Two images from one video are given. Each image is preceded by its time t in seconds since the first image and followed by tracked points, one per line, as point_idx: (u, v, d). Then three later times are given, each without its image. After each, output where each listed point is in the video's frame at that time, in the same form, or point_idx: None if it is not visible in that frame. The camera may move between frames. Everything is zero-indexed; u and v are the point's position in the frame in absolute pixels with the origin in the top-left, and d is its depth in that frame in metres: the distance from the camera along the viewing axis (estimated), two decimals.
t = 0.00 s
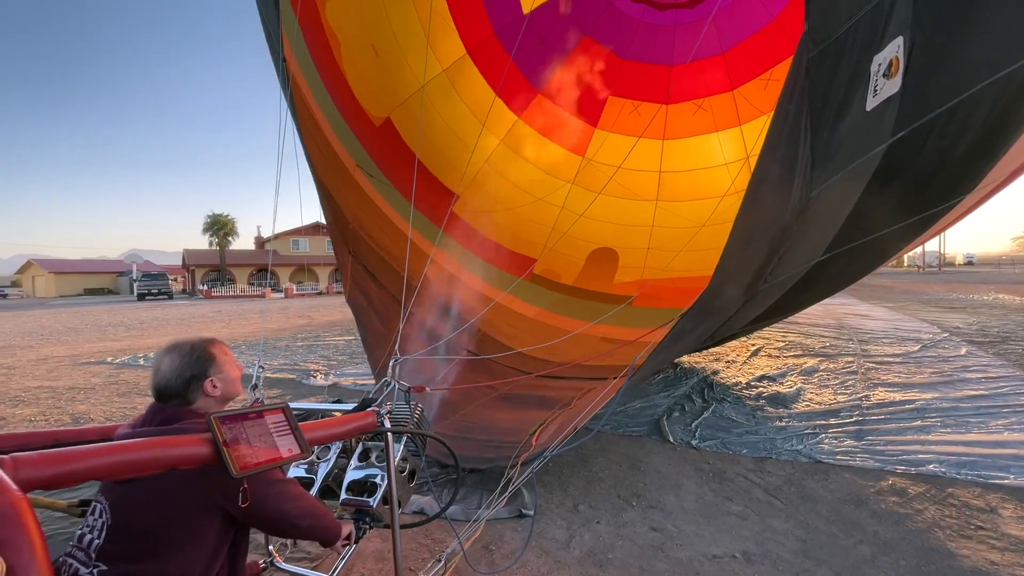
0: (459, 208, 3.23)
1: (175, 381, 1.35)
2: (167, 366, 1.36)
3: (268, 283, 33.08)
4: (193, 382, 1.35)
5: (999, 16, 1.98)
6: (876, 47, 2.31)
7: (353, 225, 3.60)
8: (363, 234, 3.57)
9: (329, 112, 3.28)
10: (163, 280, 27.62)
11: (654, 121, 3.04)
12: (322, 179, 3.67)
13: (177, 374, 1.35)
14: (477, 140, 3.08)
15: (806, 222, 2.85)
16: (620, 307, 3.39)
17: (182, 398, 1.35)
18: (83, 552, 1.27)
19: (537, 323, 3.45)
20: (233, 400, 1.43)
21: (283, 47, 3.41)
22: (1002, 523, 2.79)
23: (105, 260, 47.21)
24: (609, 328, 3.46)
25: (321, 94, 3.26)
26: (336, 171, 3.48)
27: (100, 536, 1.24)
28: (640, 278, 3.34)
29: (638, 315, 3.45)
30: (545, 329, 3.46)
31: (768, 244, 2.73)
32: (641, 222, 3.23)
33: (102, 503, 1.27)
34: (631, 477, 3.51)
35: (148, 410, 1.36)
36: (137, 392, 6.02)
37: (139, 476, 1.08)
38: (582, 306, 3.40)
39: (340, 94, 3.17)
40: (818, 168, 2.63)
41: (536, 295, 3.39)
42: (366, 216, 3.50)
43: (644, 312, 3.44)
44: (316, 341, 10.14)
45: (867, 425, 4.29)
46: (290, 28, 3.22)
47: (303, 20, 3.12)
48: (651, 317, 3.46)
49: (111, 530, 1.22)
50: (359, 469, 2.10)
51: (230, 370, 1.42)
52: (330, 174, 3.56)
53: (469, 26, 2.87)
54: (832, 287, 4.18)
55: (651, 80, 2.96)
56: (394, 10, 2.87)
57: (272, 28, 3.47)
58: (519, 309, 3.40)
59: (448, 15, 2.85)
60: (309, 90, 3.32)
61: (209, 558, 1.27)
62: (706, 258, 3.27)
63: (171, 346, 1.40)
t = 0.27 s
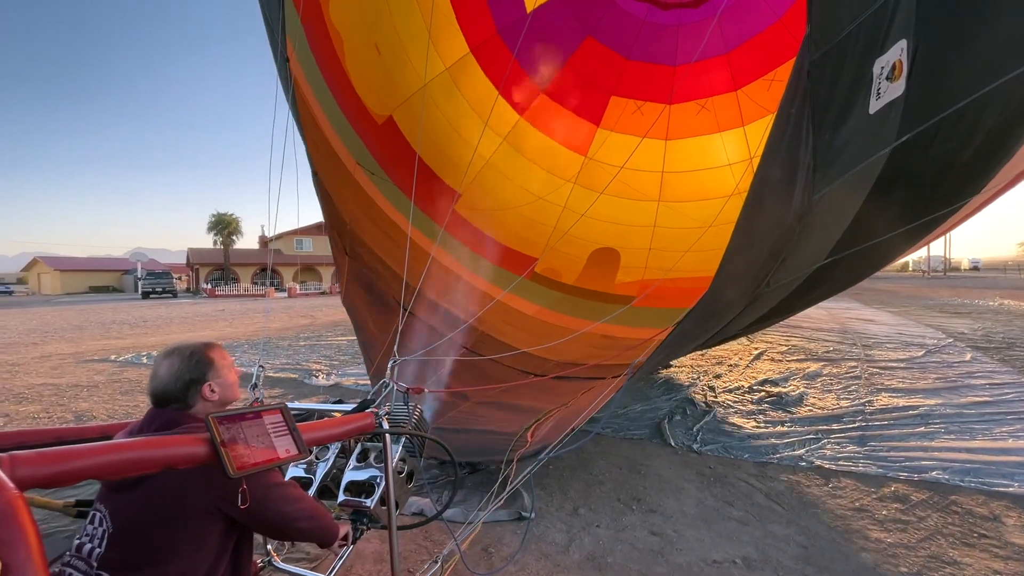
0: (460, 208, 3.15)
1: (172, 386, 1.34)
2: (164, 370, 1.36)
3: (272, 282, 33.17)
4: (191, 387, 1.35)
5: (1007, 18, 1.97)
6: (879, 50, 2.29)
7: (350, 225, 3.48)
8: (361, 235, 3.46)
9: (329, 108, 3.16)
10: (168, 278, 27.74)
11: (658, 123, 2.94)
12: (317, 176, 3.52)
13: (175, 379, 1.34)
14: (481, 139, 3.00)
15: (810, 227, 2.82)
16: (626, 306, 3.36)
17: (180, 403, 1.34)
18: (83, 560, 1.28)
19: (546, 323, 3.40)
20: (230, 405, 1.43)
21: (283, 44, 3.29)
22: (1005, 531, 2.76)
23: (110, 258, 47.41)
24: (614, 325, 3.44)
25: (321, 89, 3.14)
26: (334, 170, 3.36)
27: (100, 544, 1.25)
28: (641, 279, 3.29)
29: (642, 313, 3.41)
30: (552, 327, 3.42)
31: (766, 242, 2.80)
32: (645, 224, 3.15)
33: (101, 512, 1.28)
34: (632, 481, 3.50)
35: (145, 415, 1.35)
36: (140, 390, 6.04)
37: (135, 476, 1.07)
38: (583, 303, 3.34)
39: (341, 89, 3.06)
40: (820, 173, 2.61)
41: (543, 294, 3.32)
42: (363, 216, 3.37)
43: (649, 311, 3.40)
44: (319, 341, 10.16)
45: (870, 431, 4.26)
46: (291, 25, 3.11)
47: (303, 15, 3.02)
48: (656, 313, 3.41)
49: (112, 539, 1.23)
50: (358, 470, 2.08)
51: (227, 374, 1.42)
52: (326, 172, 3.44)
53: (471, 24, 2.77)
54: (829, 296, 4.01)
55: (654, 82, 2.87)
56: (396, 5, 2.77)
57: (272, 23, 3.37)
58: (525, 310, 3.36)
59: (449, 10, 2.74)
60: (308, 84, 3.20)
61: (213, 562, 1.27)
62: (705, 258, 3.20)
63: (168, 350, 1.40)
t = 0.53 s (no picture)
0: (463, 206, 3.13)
1: (172, 388, 1.34)
2: (164, 373, 1.36)
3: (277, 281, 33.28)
4: (191, 389, 1.35)
5: (1008, 24, 1.91)
6: (884, 54, 2.26)
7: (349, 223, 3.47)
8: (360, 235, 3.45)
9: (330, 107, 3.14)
10: (173, 277, 27.88)
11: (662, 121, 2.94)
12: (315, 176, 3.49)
13: (175, 382, 1.34)
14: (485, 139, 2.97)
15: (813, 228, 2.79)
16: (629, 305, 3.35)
17: (180, 406, 1.34)
18: (79, 565, 1.29)
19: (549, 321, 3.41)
20: (231, 406, 1.43)
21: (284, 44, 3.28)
22: (1012, 540, 2.73)
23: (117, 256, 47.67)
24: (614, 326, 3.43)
25: (324, 88, 3.13)
26: (335, 169, 3.34)
27: (98, 548, 1.26)
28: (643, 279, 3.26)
29: (644, 312, 3.40)
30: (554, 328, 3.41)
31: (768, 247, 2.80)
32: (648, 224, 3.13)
33: (99, 515, 1.29)
34: (634, 484, 3.48)
35: (146, 419, 1.35)
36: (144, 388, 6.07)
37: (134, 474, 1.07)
38: (585, 304, 3.33)
39: (345, 88, 3.05)
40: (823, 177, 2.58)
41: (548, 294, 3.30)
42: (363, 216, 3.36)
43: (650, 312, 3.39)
44: (323, 341, 10.18)
45: (875, 437, 4.23)
46: (294, 25, 3.10)
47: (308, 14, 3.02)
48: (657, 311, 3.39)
49: (112, 542, 1.24)
50: (356, 471, 2.08)
51: (227, 376, 1.42)
52: (325, 172, 3.42)
53: (478, 24, 2.76)
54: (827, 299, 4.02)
55: (660, 81, 2.86)
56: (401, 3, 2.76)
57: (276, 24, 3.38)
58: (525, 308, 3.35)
59: (455, 9, 2.73)
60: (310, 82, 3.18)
61: (212, 562, 1.27)
62: (706, 258, 3.18)
63: (169, 352, 1.40)
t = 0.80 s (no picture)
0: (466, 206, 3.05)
1: (185, 384, 1.35)
2: (177, 369, 1.37)
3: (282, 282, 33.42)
4: (204, 385, 1.36)
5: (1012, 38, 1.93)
6: (886, 61, 2.27)
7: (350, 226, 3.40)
8: (362, 238, 3.37)
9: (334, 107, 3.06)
10: (180, 276, 28.03)
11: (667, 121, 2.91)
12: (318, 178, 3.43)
13: (187, 378, 1.36)
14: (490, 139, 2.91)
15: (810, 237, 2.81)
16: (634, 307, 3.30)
17: (192, 402, 1.35)
18: (94, 555, 1.30)
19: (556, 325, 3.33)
20: (241, 403, 1.44)
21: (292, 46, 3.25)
22: (1019, 548, 2.72)
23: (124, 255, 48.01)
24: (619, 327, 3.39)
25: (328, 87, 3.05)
26: (337, 171, 3.27)
27: (111, 539, 1.27)
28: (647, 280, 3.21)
29: (650, 313, 3.36)
30: (561, 332, 3.36)
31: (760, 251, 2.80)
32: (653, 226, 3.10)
33: (113, 506, 1.29)
34: (638, 487, 3.48)
35: (158, 413, 1.37)
36: (151, 386, 6.11)
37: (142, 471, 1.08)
38: (590, 306, 3.26)
39: (349, 87, 2.97)
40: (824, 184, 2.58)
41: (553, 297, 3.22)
42: (365, 219, 3.29)
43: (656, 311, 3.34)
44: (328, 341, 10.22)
45: (882, 442, 4.21)
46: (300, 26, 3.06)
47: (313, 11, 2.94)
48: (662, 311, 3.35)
49: (125, 534, 1.24)
50: (357, 471, 2.10)
51: (239, 373, 1.43)
52: (327, 175, 3.35)
53: (483, 22, 2.69)
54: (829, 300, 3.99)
55: (667, 81, 2.82)
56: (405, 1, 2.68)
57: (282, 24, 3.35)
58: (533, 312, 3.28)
59: (459, 8, 2.65)
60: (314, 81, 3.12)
61: (222, 557, 1.28)
62: (709, 259, 3.15)
63: (182, 348, 1.41)
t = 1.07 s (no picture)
0: (468, 204, 3.01)
1: (200, 382, 1.37)
2: (193, 367, 1.39)
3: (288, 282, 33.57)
4: (218, 383, 1.37)
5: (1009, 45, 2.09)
6: (891, 66, 2.32)
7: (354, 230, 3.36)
8: (367, 242, 3.34)
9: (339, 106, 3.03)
10: (187, 276, 28.24)
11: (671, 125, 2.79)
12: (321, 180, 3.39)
13: (203, 375, 1.37)
14: (493, 138, 2.84)
15: (810, 237, 2.94)
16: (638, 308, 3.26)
17: (207, 399, 1.37)
18: (112, 548, 1.30)
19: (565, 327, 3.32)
20: (253, 401, 1.46)
21: (297, 48, 3.21)
22: None
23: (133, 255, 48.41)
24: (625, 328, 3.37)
25: (332, 86, 3.02)
26: (341, 174, 3.23)
27: (128, 532, 1.28)
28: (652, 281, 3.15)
29: (655, 314, 3.33)
30: (571, 334, 3.36)
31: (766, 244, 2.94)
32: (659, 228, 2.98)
33: (131, 501, 1.31)
34: (643, 490, 3.47)
35: (174, 410, 1.38)
36: (159, 385, 6.16)
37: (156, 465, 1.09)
38: (593, 306, 3.23)
39: (354, 85, 2.93)
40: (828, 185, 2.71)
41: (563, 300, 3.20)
42: (370, 222, 3.25)
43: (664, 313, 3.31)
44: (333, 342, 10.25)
45: (889, 448, 4.19)
46: (307, 27, 3.03)
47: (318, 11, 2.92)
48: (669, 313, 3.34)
49: (142, 527, 1.26)
50: (361, 471, 2.10)
51: (252, 371, 1.44)
52: (331, 173, 3.31)
53: (488, 18, 2.61)
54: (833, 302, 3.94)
55: (673, 82, 2.68)
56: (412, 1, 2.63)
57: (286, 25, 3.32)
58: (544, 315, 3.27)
59: (463, 7, 2.60)
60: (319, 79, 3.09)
61: (233, 552, 1.29)
62: (715, 263, 3.08)
63: (198, 346, 1.43)
